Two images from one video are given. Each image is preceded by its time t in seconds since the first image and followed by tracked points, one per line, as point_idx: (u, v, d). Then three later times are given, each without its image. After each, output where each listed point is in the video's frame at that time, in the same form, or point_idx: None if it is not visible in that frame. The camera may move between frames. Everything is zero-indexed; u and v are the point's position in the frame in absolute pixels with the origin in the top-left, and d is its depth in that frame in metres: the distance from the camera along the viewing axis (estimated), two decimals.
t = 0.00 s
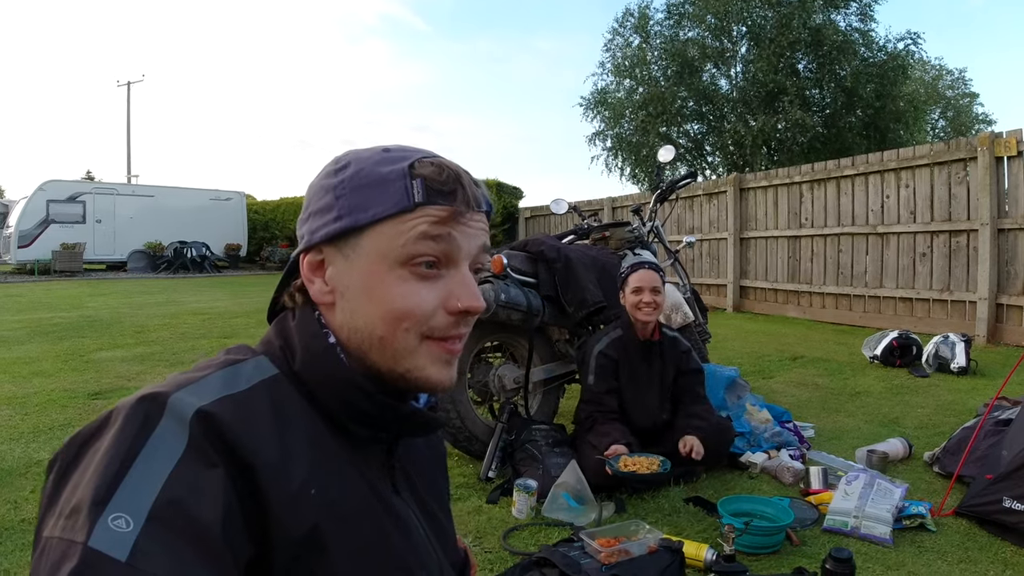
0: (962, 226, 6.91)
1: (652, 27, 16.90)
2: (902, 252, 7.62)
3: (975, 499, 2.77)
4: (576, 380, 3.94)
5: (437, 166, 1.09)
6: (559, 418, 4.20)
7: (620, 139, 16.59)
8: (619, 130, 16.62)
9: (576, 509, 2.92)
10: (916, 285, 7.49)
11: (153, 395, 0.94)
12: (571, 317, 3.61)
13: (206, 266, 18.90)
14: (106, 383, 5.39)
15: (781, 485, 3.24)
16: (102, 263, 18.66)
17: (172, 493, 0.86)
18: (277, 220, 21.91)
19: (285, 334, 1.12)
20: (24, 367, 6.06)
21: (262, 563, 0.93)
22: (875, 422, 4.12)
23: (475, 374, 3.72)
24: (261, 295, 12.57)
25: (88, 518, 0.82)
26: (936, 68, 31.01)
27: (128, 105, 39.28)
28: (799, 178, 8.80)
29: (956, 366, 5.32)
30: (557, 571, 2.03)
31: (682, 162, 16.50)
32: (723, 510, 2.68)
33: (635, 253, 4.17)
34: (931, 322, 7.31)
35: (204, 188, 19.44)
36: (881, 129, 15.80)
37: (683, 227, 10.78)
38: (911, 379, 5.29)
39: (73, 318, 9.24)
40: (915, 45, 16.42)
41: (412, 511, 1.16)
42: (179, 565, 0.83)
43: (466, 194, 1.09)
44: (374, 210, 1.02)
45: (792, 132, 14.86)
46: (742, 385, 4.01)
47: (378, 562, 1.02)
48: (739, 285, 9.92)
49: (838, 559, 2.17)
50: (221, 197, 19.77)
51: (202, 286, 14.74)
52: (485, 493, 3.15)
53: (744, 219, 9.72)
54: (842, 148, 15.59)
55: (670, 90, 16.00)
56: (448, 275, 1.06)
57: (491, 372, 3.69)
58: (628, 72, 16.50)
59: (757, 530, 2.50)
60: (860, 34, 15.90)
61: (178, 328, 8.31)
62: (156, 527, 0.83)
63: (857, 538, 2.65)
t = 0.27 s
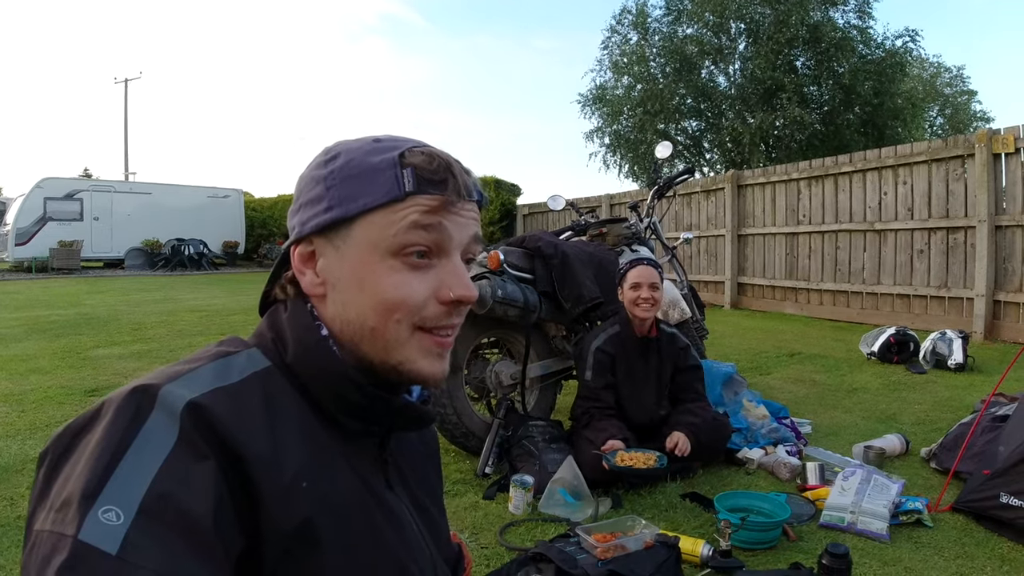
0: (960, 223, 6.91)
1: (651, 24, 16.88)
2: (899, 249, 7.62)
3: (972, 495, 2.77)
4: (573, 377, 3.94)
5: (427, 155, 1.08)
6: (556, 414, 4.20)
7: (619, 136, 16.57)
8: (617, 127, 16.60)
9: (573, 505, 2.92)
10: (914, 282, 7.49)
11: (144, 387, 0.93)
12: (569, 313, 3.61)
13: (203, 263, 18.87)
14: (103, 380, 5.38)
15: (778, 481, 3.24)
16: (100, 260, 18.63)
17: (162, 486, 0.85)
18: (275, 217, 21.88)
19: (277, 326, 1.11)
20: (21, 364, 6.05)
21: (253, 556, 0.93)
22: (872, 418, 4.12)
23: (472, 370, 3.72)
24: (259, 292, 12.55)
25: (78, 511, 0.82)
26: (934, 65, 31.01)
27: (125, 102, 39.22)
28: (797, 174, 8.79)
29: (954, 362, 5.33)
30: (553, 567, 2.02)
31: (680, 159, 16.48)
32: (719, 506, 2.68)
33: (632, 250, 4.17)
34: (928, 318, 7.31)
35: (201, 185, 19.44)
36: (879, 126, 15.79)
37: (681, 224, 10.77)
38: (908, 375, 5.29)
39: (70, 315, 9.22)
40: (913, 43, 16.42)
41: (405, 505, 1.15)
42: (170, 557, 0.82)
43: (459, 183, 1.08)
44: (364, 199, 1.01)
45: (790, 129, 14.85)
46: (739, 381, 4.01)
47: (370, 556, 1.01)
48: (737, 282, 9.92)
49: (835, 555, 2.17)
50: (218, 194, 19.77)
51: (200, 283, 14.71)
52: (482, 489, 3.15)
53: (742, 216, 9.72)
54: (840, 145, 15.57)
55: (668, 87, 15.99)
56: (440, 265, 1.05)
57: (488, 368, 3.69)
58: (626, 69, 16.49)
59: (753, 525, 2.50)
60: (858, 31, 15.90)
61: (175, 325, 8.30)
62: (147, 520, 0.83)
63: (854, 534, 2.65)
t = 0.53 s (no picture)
0: (960, 222, 6.91)
1: (651, 23, 16.88)
2: (900, 247, 7.62)
3: (972, 493, 2.77)
4: (573, 375, 3.94)
5: (446, 158, 1.08)
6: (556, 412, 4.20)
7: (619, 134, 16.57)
8: (617, 125, 16.60)
9: (573, 503, 2.93)
10: (914, 281, 7.49)
11: (147, 386, 0.93)
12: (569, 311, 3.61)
13: (203, 261, 18.85)
14: (104, 378, 5.38)
15: (778, 479, 3.24)
16: (100, 258, 18.63)
17: (166, 485, 0.85)
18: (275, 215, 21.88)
19: (281, 324, 1.11)
20: (21, 362, 6.05)
21: (256, 556, 0.93)
22: (872, 417, 4.13)
23: (472, 369, 3.71)
24: (259, 290, 12.56)
25: (82, 510, 0.82)
26: (935, 64, 30.98)
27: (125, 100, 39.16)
28: (798, 173, 8.79)
29: (954, 361, 5.33)
30: (555, 565, 2.02)
31: (681, 158, 16.47)
32: (720, 504, 2.68)
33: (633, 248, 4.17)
34: (928, 317, 7.32)
35: (201, 183, 19.42)
36: (879, 125, 15.79)
37: (681, 222, 10.78)
38: (908, 374, 5.29)
39: (70, 314, 9.22)
40: (914, 41, 16.42)
41: (408, 504, 1.16)
42: (175, 556, 0.82)
43: (477, 189, 1.09)
44: (384, 201, 1.01)
45: (790, 128, 14.85)
46: (739, 380, 4.01)
47: (372, 556, 1.01)
48: (737, 280, 9.92)
49: (836, 553, 2.17)
50: (218, 192, 19.74)
51: (200, 281, 14.71)
52: (482, 487, 3.15)
53: (742, 215, 9.72)
54: (841, 144, 15.57)
55: (669, 86, 15.99)
56: (455, 268, 1.05)
57: (488, 366, 3.69)
58: (626, 68, 16.48)
59: (754, 524, 2.50)
60: (858, 30, 15.90)
61: (176, 323, 8.30)
62: (151, 519, 0.83)
63: (855, 532, 2.65)
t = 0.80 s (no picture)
0: (965, 223, 6.90)
1: (657, 23, 16.87)
2: (905, 249, 7.60)
3: (976, 495, 2.77)
4: (577, 374, 3.94)
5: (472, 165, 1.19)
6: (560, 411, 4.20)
7: (624, 134, 16.57)
8: (622, 125, 16.58)
9: (577, 503, 2.93)
10: (919, 282, 7.48)
11: (151, 384, 0.94)
12: (574, 310, 3.61)
13: (208, 260, 18.88)
14: (108, 375, 5.40)
15: (782, 480, 3.24)
16: (105, 256, 18.68)
17: (170, 485, 0.86)
18: (279, 215, 21.92)
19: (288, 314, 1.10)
20: (26, 359, 6.08)
21: (263, 552, 0.94)
22: (877, 418, 4.12)
23: (476, 367, 3.72)
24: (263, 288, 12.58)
25: (87, 510, 0.83)
26: (941, 66, 30.90)
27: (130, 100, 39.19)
28: (803, 174, 8.78)
29: (959, 363, 5.31)
30: (558, 563, 2.02)
31: (685, 158, 16.45)
32: (724, 504, 2.68)
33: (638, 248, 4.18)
34: (933, 319, 7.30)
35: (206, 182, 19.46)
36: (885, 126, 15.74)
37: (686, 223, 10.77)
38: (913, 376, 5.28)
39: (76, 311, 9.25)
40: (920, 42, 16.38)
41: (415, 497, 1.16)
42: (180, 554, 0.83)
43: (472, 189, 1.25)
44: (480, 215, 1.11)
45: (795, 129, 14.81)
46: (743, 380, 4.00)
47: (377, 552, 1.02)
48: (742, 281, 9.91)
49: (839, 553, 2.17)
50: (224, 191, 19.78)
51: (205, 279, 14.74)
52: (486, 486, 3.15)
53: (747, 215, 9.71)
54: (846, 145, 15.52)
55: (674, 86, 15.98)
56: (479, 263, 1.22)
57: (492, 365, 3.69)
58: (631, 68, 16.47)
59: (757, 523, 2.50)
60: (864, 30, 15.86)
61: (180, 322, 8.33)
62: (156, 519, 0.84)
63: (858, 533, 2.65)
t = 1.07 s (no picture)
0: (975, 226, 6.84)
1: (665, 25, 16.86)
2: (914, 252, 7.55)
3: (985, 500, 2.74)
4: (583, 376, 3.92)
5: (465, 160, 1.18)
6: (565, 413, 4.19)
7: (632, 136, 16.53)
8: (631, 127, 16.55)
9: (581, 505, 2.91)
10: (928, 286, 7.42)
11: (141, 380, 0.93)
12: (579, 312, 3.60)
13: (217, 260, 18.96)
14: (115, 375, 5.43)
15: (788, 484, 3.22)
16: (115, 256, 18.79)
17: (160, 480, 0.85)
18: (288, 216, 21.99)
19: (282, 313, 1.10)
20: (35, 358, 6.11)
21: (253, 549, 0.93)
22: (885, 422, 4.09)
23: (481, 369, 3.71)
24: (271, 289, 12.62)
25: (75, 505, 0.83)
26: (952, 68, 30.71)
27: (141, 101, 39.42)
28: (812, 176, 8.73)
29: (969, 367, 5.26)
30: (559, 566, 2.01)
31: (694, 160, 16.41)
32: (729, 508, 2.66)
33: (644, 250, 4.16)
34: (943, 322, 7.24)
35: (216, 182, 19.57)
36: (895, 128, 15.65)
37: (694, 225, 10.73)
38: (923, 380, 5.23)
39: (85, 311, 9.31)
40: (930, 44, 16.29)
41: (409, 495, 1.15)
42: (168, 550, 0.83)
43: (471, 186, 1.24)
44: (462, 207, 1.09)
45: (804, 130, 14.74)
46: (750, 383, 3.97)
47: (369, 550, 1.01)
48: (750, 284, 9.87)
49: (845, 559, 2.15)
50: (233, 192, 19.88)
51: (214, 279, 14.81)
52: (490, 488, 3.14)
53: (756, 218, 9.67)
54: (855, 147, 15.43)
55: (682, 88, 15.95)
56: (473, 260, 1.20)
57: (498, 367, 3.68)
58: (639, 70, 16.46)
59: (763, 528, 2.48)
60: (874, 32, 15.78)
61: (188, 322, 8.36)
62: (145, 514, 0.83)
63: (865, 538, 2.62)
